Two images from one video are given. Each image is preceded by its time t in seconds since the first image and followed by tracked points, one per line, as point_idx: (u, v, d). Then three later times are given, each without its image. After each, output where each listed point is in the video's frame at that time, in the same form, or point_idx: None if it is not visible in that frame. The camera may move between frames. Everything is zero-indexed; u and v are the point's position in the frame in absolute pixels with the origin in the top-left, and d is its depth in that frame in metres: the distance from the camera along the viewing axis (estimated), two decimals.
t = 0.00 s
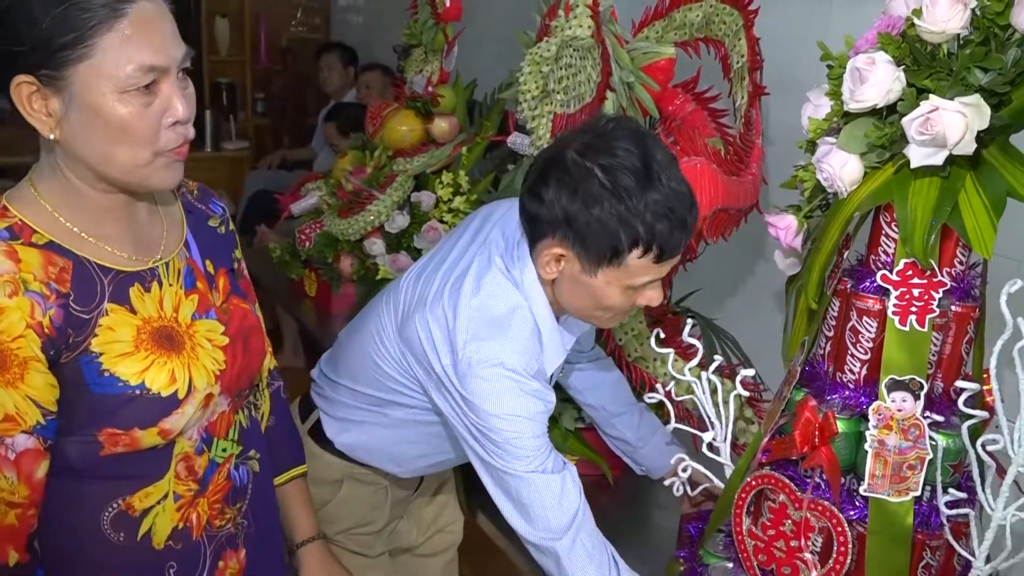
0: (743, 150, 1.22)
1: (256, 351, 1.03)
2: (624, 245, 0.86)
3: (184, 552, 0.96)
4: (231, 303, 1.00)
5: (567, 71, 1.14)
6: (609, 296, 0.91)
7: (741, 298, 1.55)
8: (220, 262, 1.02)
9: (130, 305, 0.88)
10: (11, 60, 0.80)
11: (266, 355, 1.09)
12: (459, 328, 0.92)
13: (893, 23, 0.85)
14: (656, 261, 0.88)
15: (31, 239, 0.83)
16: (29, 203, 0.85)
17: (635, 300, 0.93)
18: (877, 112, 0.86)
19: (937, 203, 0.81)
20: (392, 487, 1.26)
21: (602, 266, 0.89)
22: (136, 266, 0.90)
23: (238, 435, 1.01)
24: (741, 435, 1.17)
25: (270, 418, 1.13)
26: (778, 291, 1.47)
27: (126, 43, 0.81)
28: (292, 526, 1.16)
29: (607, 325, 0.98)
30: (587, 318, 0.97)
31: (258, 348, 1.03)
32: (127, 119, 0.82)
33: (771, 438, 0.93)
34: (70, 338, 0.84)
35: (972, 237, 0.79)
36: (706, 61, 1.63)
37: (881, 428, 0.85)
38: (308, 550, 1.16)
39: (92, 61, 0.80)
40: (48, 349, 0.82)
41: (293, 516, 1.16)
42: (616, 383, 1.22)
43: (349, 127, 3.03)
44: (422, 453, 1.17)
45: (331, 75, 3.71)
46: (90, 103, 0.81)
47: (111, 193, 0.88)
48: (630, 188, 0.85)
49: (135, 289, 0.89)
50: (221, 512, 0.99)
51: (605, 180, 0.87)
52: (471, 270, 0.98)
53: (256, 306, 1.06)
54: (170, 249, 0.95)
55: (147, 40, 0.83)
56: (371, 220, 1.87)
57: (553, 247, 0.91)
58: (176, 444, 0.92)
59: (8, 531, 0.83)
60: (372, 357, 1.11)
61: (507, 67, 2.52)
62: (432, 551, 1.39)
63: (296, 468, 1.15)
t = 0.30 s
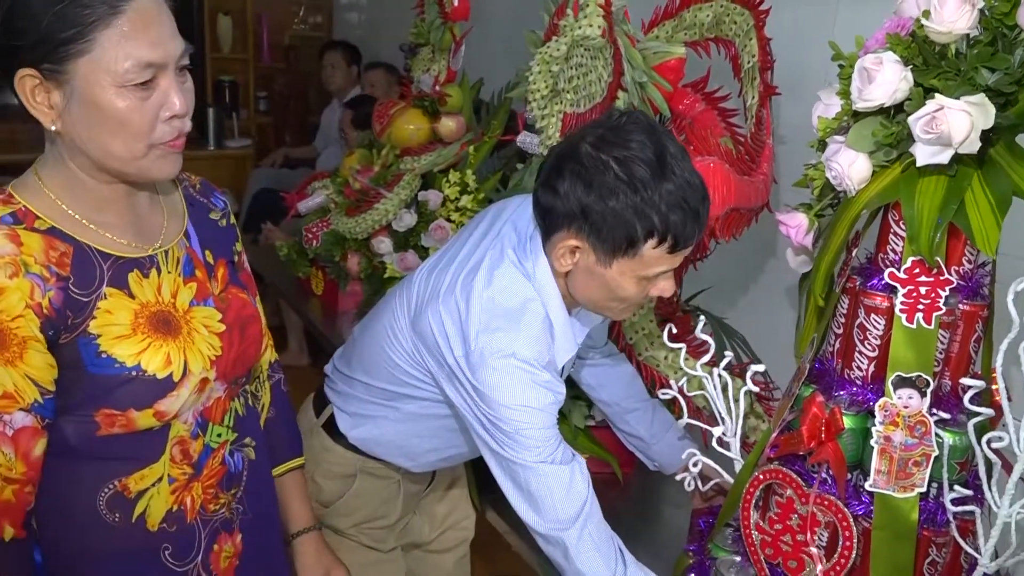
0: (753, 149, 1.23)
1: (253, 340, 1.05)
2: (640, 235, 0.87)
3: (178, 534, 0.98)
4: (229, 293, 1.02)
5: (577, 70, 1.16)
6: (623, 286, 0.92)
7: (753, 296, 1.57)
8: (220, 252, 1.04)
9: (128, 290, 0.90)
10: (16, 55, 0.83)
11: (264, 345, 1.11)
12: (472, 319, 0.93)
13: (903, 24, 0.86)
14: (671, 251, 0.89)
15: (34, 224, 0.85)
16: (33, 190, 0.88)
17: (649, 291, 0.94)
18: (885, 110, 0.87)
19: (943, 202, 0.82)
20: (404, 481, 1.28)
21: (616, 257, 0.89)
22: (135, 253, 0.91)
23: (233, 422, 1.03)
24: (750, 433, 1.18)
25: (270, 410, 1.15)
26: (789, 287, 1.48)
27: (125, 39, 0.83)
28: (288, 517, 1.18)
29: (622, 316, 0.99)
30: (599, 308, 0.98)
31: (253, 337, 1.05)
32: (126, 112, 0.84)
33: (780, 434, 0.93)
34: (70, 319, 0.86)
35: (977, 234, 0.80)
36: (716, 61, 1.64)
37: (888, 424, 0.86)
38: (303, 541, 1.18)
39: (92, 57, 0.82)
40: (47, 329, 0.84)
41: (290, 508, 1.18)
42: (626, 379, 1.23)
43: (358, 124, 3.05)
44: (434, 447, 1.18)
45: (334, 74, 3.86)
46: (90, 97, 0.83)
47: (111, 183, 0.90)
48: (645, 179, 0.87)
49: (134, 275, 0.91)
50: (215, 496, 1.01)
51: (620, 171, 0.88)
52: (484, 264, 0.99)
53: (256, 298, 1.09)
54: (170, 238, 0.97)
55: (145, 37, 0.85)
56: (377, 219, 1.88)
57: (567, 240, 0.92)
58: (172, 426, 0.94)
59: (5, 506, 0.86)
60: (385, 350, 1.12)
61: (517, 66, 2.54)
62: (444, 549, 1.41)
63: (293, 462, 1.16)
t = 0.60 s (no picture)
0: (772, 152, 1.23)
1: (261, 340, 1.05)
2: (652, 226, 0.87)
3: (180, 529, 0.98)
4: (239, 293, 1.02)
5: (594, 72, 1.16)
6: (638, 279, 0.92)
7: (771, 299, 1.57)
8: (232, 252, 1.04)
9: (137, 288, 0.91)
10: (37, 59, 0.84)
11: (275, 344, 1.11)
12: (489, 315, 0.93)
13: (926, 27, 0.86)
14: (684, 241, 0.89)
15: (47, 221, 0.86)
16: (49, 188, 0.89)
17: (664, 283, 0.93)
18: (906, 114, 0.86)
19: (964, 206, 0.82)
20: (422, 480, 1.28)
21: (630, 249, 0.90)
22: (147, 252, 0.92)
23: (238, 421, 1.03)
24: (767, 436, 1.18)
25: (279, 410, 1.16)
26: (808, 289, 1.49)
27: (143, 44, 0.84)
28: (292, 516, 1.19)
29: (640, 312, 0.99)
30: (617, 304, 0.98)
31: (264, 338, 1.05)
32: (143, 116, 0.85)
33: (797, 437, 0.93)
34: (79, 316, 0.86)
35: (998, 238, 0.80)
36: (734, 64, 1.64)
37: (907, 428, 0.85)
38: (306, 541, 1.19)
39: (110, 62, 0.83)
40: (56, 325, 0.85)
41: (294, 507, 1.19)
42: (643, 380, 1.23)
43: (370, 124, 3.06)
44: (451, 446, 1.18)
45: (345, 74, 3.86)
46: (107, 102, 0.84)
47: (125, 182, 0.91)
48: (655, 171, 0.87)
49: (144, 273, 0.91)
50: (217, 494, 1.01)
51: (630, 164, 0.88)
52: (501, 260, 0.99)
53: (268, 299, 1.09)
54: (183, 237, 0.98)
55: (163, 43, 0.85)
56: (390, 219, 1.90)
57: (582, 235, 0.92)
58: (176, 423, 0.94)
59: (6, 496, 0.85)
60: (401, 347, 1.13)
61: (527, 67, 2.54)
62: (461, 549, 1.41)
63: (297, 461, 1.18)
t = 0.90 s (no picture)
0: (783, 150, 1.23)
1: (275, 340, 1.05)
2: (654, 210, 0.87)
3: (197, 532, 0.99)
4: (252, 295, 1.03)
5: (603, 71, 1.16)
6: (645, 267, 0.92)
7: (783, 297, 1.57)
8: (244, 254, 1.05)
9: (149, 290, 0.91)
10: (47, 61, 0.84)
11: (289, 346, 1.12)
12: (502, 312, 0.93)
13: (940, 23, 0.86)
14: (688, 226, 0.89)
15: (59, 224, 0.87)
16: (61, 191, 0.89)
17: (672, 271, 0.93)
18: (921, 111, 0.87)
19: (980, 203, 0.81)
20: (438, 479, 1.28)
21: (634, 235, 0.90)
22: (159, 253, 0.93)
23: (253, 423, 1.04)
24: (780, 433, 1.18)
25: (295, 411, 1.16)
26: (821, 287, 1.48)
27: (150, 45, 0.85)
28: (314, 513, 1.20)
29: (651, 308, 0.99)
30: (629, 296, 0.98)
31: (277, 338, 1.05)
32: (151, 117, 0.85)
33: (812, 434, 0.93)
34: (91, 318, 0.87)
35: (1016, 233, 0.80)
36: (744, 62, 1.64)
37: (923, 424, 0.85)
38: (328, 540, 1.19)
39: (117, 63, 0.84)
40: (67, 327, 0.85)
41: (314, 504, 1.20)
42: (655, 376, 1.24)
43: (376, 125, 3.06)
44: (466, 444, 1.19)
45: (351, 74, 3.87)
46: (116, 103, 0.85)
47: (136, 184, 0.92)
48: (656, 156, 0.87)
49: (156, 275, 0.92)
50: (233, 496, 1.02)
51: (631, 149, 0.89)
52: (513, 258, 0.99)
53: (281, 301, 1.09)
54: (195, 238, 0.98)
55: (171, 43, 0.86)
56: (399, 219, 1.89)
57: (587, 223, 0.93)
58: (191, 425, 0.95)
59: (22, 500, 0.85)
60: (411, 343, 1.13)
61: (533, 66, 2.55)
62: (477, 548, 1.42)
63: (319, 459, 1.19)
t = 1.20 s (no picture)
0: (787, 148, 1.23)
1: (288, 339, 1.06)
2: (647, 194, 0.88)
3: (221, 534, 1.00)
4: (263, 294, 1.04)
5: (606, 71, 1.18)
6: (646, 255, 0.92)
7: (788, 293, 1.58)
8: (253, 255, 1.05)
9: (162, 291, 0.92)
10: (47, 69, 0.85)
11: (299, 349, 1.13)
12: (511, 311, 0.94)
13: (943, 21, 0.87)
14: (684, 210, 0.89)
15: (70, 231, 0.87)
16: (70, 198, 0.90)
17: (675, 260, 0.93)
18: (925, 108, 0.88)
19: (985, 199, 0.82)
20: (449, 480, 1.29)
21: (631, 221, 0.91)
22: (170, 255, 0.94)
23: (272, 423, 1.05)
24: (786, 429, 1.18)
25: (303, 408, 1.16)
26: (826, 283, 1.49)
27: (148, 47, 0.85)
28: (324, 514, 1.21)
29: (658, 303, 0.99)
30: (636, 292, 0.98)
31: (290, 338, 1.06)
32: (152, 120, 0.86)
33: (820, 430, 0.94)
34: (106, 322, 0.88)
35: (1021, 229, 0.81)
36: (745, 60, 1.65)
37: (930, 419, 0.86)
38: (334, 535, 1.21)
39: (115, 67, 0.84)
40: (84, 333, 0.86)
41: (324, 506, 1.21)
42: (663, 374, 1.24)
43: (376, 127, 3.07)
44: (476, 444, 1.19)
45: (347, 75, 3.88)
46: (117, 107, 0.85)
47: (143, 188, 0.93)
48: (649, 140, 0.89)
49: (168, 277, 0.93)
50: (256, 497, 1.03)
51: (624, 134, 0.91)
52: (522, 257, 1.00)
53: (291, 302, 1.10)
54: (204, 240, 0.99)
55: (165, 44, 0.86)
56: (402, 221, 1.91)
57: (587, 210, 0.94)
58: (211, 427, 0.96)
59: (44, 507, 0.87)
60: (417, 341, 1.15)
61: (532, 66, 2.55)
62: (487, 549, 1.43)
63: (324, 458, 1.20)
